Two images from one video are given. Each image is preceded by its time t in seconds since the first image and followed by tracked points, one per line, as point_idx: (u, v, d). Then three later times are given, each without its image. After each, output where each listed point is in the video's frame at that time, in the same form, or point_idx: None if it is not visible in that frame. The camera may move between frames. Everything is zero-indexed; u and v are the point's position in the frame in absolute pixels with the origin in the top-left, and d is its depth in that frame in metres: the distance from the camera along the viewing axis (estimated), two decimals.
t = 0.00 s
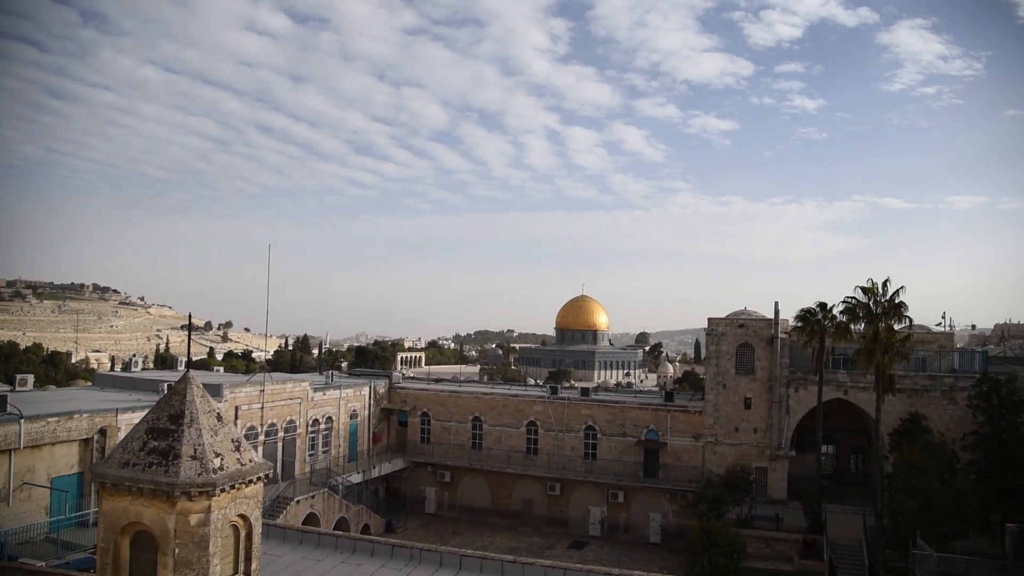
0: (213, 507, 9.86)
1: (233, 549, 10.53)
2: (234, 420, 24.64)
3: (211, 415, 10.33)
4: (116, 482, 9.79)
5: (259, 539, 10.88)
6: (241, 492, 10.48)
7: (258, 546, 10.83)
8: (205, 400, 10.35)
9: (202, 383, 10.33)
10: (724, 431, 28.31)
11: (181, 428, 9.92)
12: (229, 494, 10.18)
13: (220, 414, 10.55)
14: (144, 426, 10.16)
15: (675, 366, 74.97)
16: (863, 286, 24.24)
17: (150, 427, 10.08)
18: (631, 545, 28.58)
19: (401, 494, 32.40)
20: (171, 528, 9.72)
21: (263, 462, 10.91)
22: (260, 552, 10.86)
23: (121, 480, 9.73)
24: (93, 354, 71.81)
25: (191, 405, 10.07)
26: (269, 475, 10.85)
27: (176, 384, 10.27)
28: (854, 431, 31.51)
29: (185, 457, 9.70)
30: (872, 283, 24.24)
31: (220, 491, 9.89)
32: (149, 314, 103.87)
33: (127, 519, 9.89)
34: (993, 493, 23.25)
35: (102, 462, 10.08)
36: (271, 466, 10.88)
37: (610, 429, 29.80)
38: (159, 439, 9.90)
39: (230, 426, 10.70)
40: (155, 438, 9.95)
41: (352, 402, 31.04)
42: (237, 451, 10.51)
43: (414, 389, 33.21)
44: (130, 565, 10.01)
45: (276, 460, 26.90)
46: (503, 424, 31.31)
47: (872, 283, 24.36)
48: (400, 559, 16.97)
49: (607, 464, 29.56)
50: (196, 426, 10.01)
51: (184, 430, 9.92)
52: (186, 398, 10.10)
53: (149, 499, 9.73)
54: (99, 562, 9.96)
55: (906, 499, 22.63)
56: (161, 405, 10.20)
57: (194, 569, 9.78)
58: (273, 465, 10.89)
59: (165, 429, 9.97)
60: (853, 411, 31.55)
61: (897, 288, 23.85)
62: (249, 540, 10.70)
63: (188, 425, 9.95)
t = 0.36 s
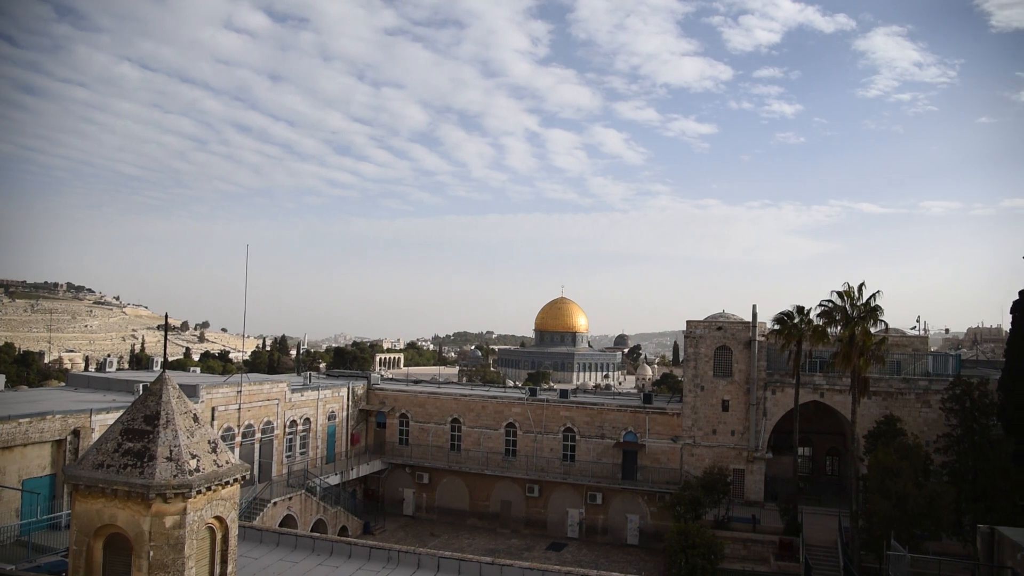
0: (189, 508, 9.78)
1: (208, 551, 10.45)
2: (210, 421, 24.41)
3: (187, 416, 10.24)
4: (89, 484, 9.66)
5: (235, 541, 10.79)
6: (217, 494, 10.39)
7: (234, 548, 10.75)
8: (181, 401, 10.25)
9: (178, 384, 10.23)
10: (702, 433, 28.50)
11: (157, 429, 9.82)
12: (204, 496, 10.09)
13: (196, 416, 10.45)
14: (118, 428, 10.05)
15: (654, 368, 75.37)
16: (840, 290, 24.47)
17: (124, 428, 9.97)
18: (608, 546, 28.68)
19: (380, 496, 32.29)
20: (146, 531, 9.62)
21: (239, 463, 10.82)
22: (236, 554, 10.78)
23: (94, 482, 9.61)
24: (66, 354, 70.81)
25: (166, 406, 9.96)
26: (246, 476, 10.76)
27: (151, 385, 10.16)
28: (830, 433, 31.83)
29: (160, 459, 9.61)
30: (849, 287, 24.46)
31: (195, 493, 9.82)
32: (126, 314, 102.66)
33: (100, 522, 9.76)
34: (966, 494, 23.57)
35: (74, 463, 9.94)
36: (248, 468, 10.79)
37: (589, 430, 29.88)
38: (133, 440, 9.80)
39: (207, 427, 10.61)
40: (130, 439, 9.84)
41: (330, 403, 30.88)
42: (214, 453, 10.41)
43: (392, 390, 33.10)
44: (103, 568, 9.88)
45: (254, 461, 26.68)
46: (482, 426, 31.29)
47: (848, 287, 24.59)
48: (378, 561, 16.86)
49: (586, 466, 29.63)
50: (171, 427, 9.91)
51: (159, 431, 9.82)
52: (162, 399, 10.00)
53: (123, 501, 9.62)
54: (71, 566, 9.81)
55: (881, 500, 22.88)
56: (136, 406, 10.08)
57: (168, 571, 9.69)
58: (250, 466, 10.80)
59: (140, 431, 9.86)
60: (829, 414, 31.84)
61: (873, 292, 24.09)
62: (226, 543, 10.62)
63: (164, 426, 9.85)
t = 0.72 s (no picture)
0: (173, 510, 9.72)
1: (193, 553, 10.38)
2: (194, 422, 24.23)
3: (170, 418, 10.16)
4: (71, 487, 9.58)
5: (220, 543, 10.74)
6: (201, 495, 10.32)
7: (219, 550, 10.69)
8: (164, 402, 10.17)
9: (161, 386, 10.15)
10: (687, 433, 28.62)
11: (140, 431, 9.75)
12: (188, 498, 10.03)
13: (180, 417, 10.38)
14: (101, 430, 9.97)
15: (639, 368, 75.63)
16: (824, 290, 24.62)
17: (107, 430, 9.90)
18: (594, 546, 28.74)
19: (366, 496, 32.20)
20: (129, 533, 9.54)
21: (224, 464, 10.76)
22: (220, 556, 10.72)
23: (77, 484, 9.53)
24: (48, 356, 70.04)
25: (150, 408, 9.89)
26: (231, 477, 10.70)
27: (134, 386, 10.08)
28: (814, 432, 32.06)
29: (143, 460, 9.53)
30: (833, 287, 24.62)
31: (179, 495, 9.76)
32: (109, 315, 101.74)
33: (82, 524, 9.67)
34: (948, 492, 23.80)
35: (56, 465, 9.85)
36: (233, 469, 10.73)
37: (575, 430, 29.93)
38: (116, 442, 9.72)
39: (191, 429, 10.54)
40: (113, 441, 9.76)
41: (315, 404, 30.76)
42: (198, 454, 10.34)
43: (378, 390, 33.01)
44: (87, 571, 9.80)
45: (239, 463, 26.51)
46: (468, 426, 31.27)
47: (832, 287, 24.75)
48: (364, 562, 16.80)
49: (572, 466, 29.67)
50: (155, 429, 9.84)
51: (142, 433, 9.74)
52: (145, 400, 9.92)
53: (105, 503, 9.54)
54: (53, 569, 9.71)
55: (864, 499, 23.07)
56: (118, 408, 10.01)
57: (152, 574, 9.62)
58: (235, 468, 10.75)
59: (123, 432, 9.79)
60: (813, 413, 32.07)
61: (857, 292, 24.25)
62: (211, 544, 10.56)
63: (147, 428, 9.78)
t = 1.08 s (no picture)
0: (160, 513, 9.66)
1: (181, 556, 10.32)
2: (182, 424, 24.08)
3: (158, 420, 10.10)
4: (57, 490, 9.50)
5: (208, 545, 10.67)
6: (189, 498, 10.26)
7: (207, 553, 10.63)
8: (151, 404, 10.10)
9: (148, 387, 10.08)
10: (676, 430, 28.74)
11: (127, 433, 9.69)
12: (176, 500, 9.97)
13: (167, 418, 10.31)
14: (87, 432, 9.89)
15: (628, 367, 75.82)
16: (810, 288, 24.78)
17: (93, 432, 9.83)
18: (584, 544, 28.80)
19: (355, 497, 32.14)
20: (116, 536, 9.47)
21: (212, 466, 10.70)
22: (208, 558, 10.66)
23: (62, 487, 9.45)
24: (33, 358, 69.43)
25: (136, 410, 9.82)
26: (219, 479, 10.64)
27: (121, 388, 10.01)
28: (802, 429, 32.26)
29: (130, 463, 9.47)
30: (819, 284, 24.78)
31: (167, 497, 9.70)
32: (95, 317, 100.87)
33: (68, 528, 9.59)
34: (933, 488, 24.00)
35: (41, 468, 9.77)
36: (221, 471, 10.68)
37: (564, 429, 29.97)
38: (103, 444, 9.65)
39: (179, 430, 10.48)
40: (99, 444, 9.69)
41: (304, 405, 30.65)
42: (185, 456, 10.28)
43: (367, 390, 32.93)
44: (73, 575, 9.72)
45: (227, 464, 26.38)
46: (457, 426, 31.24)
47: (818, 285, 24.91)
48: (354, 563, 16.75)
49: (561, 464, 29.71)
50: (142, 430, 9.78)
51: (129, 435, 9.68)
52: (132, 401, 9.84)
53: (92, 506, 9.47)
54: (38, 573, 9.61)
55: (851, 495, 23.26)
56: (105, 409, 9.94)
57: None
58: (223, 469, 10.69)
59: (110, 434, 9.72)
60: (800, 410, 32.28)
61: (843, 289, 24.42)
62: (199, 546, 10.50)
63: (134, 430, 9.72)
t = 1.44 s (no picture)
0: (152, 514, 9.62)
1: (173, 557, 10.28)
2: (174, 424, 23.99)
3: (149, 420, 10.04)
4: (48, 492, 9.45)
5: (200, 546, 10.63)
6: (181, 499, 10.21)
7: (200, 554, 10.59)
8: (143, 405, 10.05)
9: (139, 388, 10.04)
10: (669, 429, 28.80)
11: (118, 434, 9.65)
12: (168, 501, 9.92)
13: (159, 419, 10.26)
14: (78, 433, 9.83)
15: (621, 366, 75.97)
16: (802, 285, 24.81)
17: (84, 434, 9.78)
18: (578, 543, 28.83)
19: (348, 497, 32.08)
20: (108, 537, 9.43)
21: (204, 467, 10.66)
22: (201, 559, 10.62)
23: (53, 489, 9.40)
24: (23, 360, 69.07)
25: (127, 411, 9.77)
26: (211, 480, 10.59)
27: (112, 389, 9.96)
28: (795, 426, 32.36)
29: (121, 464, 9.43)
30: (811, 282, 24.84)
31: (158, 498, 9.66)
32: (86, 318, 100.40)
33: (59, 529, 9.54)
34: (925, 484, 24.10)
35: (32, 470, 9.72)
36: (213, 472, 10.64)
37: (557, 428, 29.98)
38: (94, 446, 9.60)
39: (170, 431, 10.43)
40: (90, 445, 9.64)
41: (297, 404, 30.58)
42: (177, 457, 10.23)
43: (360, 390, 32.88)
44: None
45: (219, 464, 26.30)
46: (450, 425, 31.23)
47: (810, 282, 24.97)
48: (347, 563, 16.72)
49: (554, 463, 29.73)
50: (133, 432, 9.73)
51: (120, 436, 9.64)
52: (123, 402, 9.79)
53: (83, 508, 9.42)
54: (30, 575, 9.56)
55: (843, 491, 23.35)
56: (96, 411, 9.88)
57: None
58: (215, 470, 10.65)
59: (101, 436, 9.67)
60: (793, 408, 32.38)
61: (835, 287, 24.49)
62: (191, 548, 10.46)
63: (125, 431, 9.67)
